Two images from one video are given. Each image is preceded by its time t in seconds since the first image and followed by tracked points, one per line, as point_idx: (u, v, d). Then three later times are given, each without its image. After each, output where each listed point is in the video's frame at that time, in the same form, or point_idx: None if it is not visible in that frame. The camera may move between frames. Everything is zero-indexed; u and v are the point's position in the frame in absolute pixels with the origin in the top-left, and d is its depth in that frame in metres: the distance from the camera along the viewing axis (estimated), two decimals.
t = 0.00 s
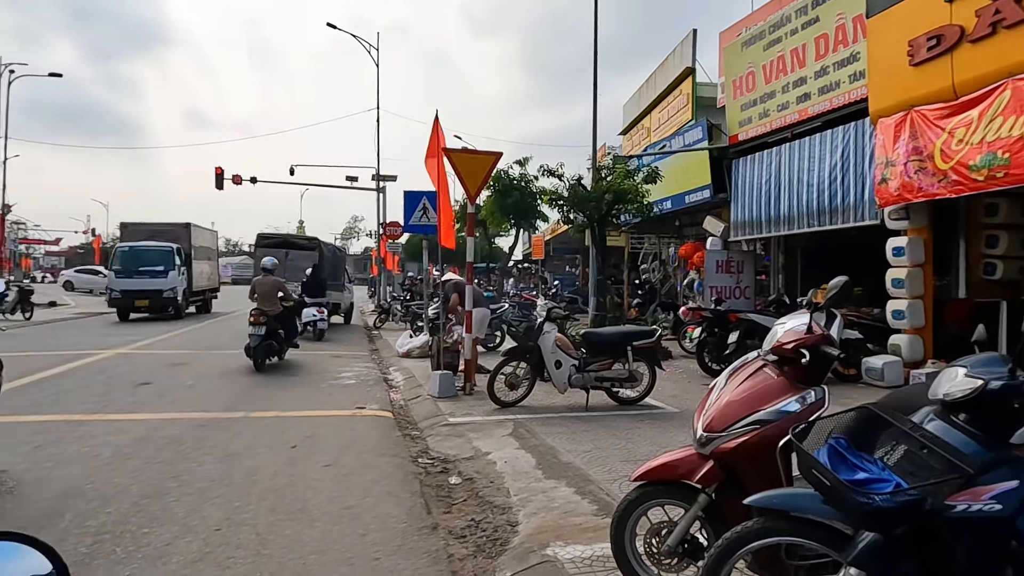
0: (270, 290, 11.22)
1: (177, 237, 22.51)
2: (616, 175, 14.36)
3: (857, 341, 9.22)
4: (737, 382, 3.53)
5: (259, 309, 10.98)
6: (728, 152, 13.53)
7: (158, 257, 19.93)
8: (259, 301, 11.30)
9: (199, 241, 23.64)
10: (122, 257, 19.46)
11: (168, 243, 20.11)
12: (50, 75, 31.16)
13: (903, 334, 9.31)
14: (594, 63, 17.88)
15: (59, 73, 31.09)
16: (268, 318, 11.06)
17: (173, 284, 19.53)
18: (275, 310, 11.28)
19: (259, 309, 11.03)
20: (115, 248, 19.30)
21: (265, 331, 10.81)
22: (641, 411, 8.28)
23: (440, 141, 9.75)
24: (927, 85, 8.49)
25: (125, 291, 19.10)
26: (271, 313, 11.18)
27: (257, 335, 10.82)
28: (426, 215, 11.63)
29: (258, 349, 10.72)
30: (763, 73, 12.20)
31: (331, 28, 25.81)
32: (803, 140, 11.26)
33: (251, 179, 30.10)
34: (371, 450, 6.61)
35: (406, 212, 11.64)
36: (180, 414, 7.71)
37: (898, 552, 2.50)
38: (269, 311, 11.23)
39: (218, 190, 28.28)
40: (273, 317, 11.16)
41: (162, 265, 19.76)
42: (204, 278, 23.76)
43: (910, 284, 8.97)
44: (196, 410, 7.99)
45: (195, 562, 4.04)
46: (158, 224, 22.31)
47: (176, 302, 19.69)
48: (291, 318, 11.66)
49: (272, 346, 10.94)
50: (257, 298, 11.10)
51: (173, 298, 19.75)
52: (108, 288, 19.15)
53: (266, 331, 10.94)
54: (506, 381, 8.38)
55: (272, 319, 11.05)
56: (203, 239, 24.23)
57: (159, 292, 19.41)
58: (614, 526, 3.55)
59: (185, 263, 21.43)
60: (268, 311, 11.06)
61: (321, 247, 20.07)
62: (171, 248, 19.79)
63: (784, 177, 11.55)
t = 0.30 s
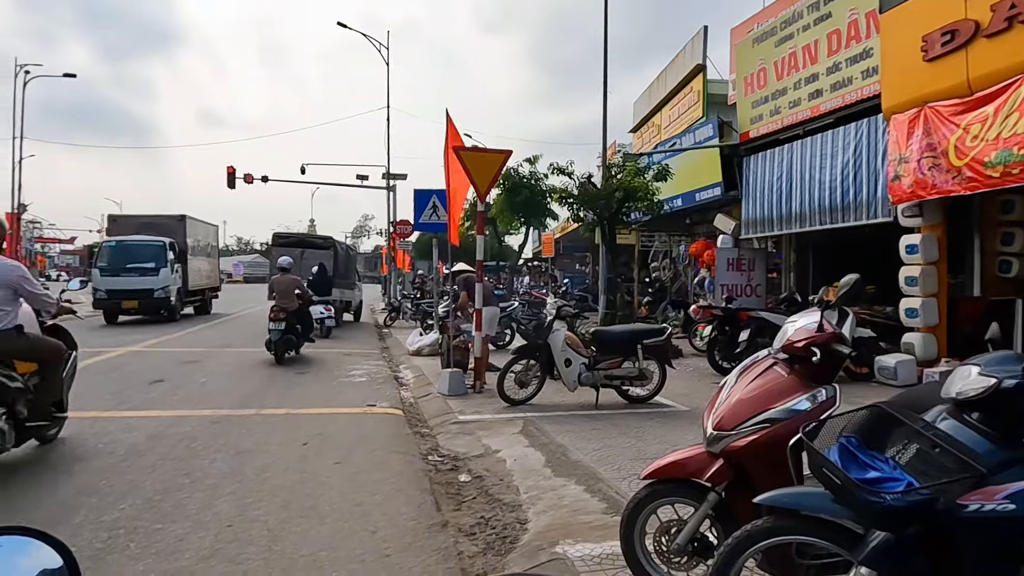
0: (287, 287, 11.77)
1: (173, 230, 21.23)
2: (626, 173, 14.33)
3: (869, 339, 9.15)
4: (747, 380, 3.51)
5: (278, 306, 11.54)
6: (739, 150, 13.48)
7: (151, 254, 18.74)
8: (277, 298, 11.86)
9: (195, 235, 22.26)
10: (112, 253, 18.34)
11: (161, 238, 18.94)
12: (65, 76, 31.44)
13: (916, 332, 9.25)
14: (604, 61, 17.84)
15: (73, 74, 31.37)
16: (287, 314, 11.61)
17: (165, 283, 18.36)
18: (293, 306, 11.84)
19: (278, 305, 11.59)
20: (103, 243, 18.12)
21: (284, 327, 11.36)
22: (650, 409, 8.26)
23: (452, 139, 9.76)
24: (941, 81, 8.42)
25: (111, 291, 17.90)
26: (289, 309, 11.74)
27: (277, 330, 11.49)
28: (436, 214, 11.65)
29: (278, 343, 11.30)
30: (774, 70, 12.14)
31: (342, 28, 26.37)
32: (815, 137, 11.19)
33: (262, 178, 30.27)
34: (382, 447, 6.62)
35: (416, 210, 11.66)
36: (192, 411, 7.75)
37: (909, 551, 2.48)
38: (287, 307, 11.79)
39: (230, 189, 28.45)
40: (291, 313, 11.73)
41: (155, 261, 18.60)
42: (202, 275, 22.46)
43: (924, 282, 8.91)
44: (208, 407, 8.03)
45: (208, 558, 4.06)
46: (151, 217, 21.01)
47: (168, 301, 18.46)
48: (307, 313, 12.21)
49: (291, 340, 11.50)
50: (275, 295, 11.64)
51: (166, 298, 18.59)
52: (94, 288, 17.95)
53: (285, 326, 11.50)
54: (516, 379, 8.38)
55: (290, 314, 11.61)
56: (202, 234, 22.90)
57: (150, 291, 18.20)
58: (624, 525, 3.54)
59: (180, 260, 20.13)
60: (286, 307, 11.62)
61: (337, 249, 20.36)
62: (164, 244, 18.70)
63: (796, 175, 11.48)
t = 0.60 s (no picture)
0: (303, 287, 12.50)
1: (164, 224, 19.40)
2: (637, 171, 14.29)
3: (884, 339, 9.08)
4: (760, 379, 3.49)
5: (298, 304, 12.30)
6: (751, 148, 13.41)
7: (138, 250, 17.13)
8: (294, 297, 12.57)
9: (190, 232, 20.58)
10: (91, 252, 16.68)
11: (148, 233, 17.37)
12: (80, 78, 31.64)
13: (932, 331, 9.16)
14: (616, 59, 17.80)
15: (89, 76, 31.60)
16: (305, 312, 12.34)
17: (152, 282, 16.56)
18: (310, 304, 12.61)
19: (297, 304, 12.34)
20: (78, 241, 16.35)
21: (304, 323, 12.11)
22: (662, 409, 8.22)
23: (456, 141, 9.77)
24: (957, 77, 8.35)
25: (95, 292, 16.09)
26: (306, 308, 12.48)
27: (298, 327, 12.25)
28: (447, 213, 11.65)
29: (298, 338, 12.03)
30: (787, 67, 12.08)
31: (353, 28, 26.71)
32: (828, 135, 11.11)
33: (274, 178, 30.39)
34: (393, 446, 6.63)
35: (427, 209, 11.68)
36: (205, 410, 7.78)
37: (925, 553, 2.45)
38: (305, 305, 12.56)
39: (243, 188, 28.58)
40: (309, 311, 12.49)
41: (140, 259, 17.04)
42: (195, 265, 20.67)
43: (939, 281, 8.84)
44: (221, 405, 8.07)
45: (221, 555, 4.08)
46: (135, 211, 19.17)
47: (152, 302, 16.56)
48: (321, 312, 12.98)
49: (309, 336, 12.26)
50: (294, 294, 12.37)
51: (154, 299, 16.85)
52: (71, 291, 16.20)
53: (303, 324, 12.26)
54: (527, 379, 8.36)
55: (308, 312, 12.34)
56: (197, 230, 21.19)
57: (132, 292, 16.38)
58: (636, 524, 3.53)
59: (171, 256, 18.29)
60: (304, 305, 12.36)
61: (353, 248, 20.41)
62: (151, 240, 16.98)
63: (810, 173, 11.40)
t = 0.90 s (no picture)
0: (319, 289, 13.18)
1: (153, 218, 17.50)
2: (650, 173, 14.25)
3: (901, 341, 9.00)
4: (776, 382, 3.46)
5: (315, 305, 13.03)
6: (766, 149, 13.32)
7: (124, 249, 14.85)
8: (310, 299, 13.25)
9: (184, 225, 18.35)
10: (70, 245, 13.46)
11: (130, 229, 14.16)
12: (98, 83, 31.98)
13: (950, 334, 9.06)
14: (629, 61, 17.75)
15: (107, 81, 31.82)
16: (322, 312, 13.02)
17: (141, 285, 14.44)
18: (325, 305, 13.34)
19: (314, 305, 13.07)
20: (53, 234, 13.40)
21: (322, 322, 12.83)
22: (676, 411, 8.18)
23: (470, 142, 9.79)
24: (976, 76, 8.26)
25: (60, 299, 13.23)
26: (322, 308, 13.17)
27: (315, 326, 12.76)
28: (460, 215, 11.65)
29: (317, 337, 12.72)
30: (802, 68, 12.00)
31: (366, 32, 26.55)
32: (844, 135, 11.02)
33: (288, 180, 30.53)
34: (407, 447, 6.63)
35: (440, 212, 11.70)
36: (220, 411, 7.81)
37: (945, 558, 2.42)
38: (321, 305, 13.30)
39: (258, 191, 28.75)
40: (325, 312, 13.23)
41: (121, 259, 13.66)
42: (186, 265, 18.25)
43: (958, 283, 8.73)
44: (236, 406, 8.11)
45: (237, 554, 4.09)
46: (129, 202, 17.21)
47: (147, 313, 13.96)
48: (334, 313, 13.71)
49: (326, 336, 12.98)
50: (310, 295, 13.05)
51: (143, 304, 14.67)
52: (42, 293, 13.25)
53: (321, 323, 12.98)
54: (540, 381, 8.33)
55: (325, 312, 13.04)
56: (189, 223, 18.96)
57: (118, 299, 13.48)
58: (650, 527, 3.51)
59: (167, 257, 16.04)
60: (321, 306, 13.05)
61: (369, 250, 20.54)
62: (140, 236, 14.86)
63: (825, 174, 11.31)
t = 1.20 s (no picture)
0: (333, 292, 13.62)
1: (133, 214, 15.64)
2: (664, 176, 14.19)
3: (919, 346, 8.90)
4: (792, 386, 3.41)
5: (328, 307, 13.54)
6: (780, 152, 13.24)
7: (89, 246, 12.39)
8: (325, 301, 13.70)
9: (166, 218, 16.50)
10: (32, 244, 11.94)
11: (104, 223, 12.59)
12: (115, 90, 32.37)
13: (970, 338, 8.95)
14: (643, 64, 17.72)
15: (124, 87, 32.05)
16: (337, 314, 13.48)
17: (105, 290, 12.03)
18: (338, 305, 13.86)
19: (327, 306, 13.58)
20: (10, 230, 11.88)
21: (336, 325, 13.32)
22: (690, 416, 8.11)
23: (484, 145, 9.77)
24: (995, 76, 8.17)
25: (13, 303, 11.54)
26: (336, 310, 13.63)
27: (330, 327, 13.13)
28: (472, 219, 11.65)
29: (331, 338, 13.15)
30: (817, 69, 11.92)
31: (379, 36, 26.92)
32: (861, 137, 10.91)
33: (302, 184, 30.70)
34: (420, 451, 6.62)
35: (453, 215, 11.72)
36: (234, 413, 7.83)
37: (967, 567, 2.36)
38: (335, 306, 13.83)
39: (272, 195, 28.92)
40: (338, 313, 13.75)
41: (89, 258, 12.09)
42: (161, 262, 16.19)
43: (977, 286, 8.65)
44: (250, 409, 8.13)
45: (250, 557, 4.08)
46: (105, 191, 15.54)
47: (108, 317, 12.05)
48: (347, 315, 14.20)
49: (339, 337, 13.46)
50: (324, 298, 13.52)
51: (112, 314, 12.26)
52: None
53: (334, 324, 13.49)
54: (553, 385, 8.29)
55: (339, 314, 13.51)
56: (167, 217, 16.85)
57: (78, 303, 11.78)
58: (663, 533, 3.47)
59: (137, 251, 13.35)
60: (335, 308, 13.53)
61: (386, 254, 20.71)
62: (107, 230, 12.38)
63: (841, 177, 11.21)
